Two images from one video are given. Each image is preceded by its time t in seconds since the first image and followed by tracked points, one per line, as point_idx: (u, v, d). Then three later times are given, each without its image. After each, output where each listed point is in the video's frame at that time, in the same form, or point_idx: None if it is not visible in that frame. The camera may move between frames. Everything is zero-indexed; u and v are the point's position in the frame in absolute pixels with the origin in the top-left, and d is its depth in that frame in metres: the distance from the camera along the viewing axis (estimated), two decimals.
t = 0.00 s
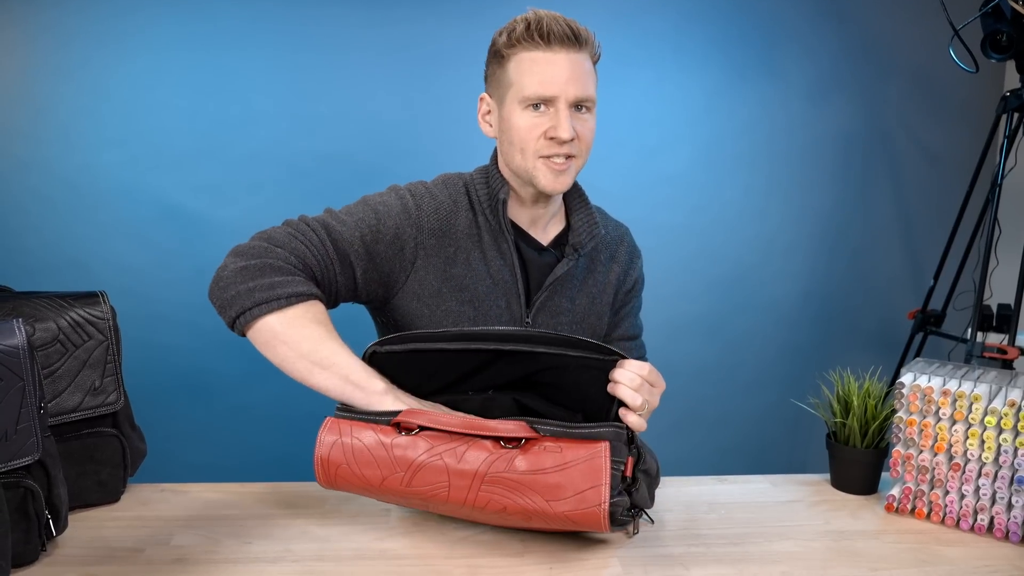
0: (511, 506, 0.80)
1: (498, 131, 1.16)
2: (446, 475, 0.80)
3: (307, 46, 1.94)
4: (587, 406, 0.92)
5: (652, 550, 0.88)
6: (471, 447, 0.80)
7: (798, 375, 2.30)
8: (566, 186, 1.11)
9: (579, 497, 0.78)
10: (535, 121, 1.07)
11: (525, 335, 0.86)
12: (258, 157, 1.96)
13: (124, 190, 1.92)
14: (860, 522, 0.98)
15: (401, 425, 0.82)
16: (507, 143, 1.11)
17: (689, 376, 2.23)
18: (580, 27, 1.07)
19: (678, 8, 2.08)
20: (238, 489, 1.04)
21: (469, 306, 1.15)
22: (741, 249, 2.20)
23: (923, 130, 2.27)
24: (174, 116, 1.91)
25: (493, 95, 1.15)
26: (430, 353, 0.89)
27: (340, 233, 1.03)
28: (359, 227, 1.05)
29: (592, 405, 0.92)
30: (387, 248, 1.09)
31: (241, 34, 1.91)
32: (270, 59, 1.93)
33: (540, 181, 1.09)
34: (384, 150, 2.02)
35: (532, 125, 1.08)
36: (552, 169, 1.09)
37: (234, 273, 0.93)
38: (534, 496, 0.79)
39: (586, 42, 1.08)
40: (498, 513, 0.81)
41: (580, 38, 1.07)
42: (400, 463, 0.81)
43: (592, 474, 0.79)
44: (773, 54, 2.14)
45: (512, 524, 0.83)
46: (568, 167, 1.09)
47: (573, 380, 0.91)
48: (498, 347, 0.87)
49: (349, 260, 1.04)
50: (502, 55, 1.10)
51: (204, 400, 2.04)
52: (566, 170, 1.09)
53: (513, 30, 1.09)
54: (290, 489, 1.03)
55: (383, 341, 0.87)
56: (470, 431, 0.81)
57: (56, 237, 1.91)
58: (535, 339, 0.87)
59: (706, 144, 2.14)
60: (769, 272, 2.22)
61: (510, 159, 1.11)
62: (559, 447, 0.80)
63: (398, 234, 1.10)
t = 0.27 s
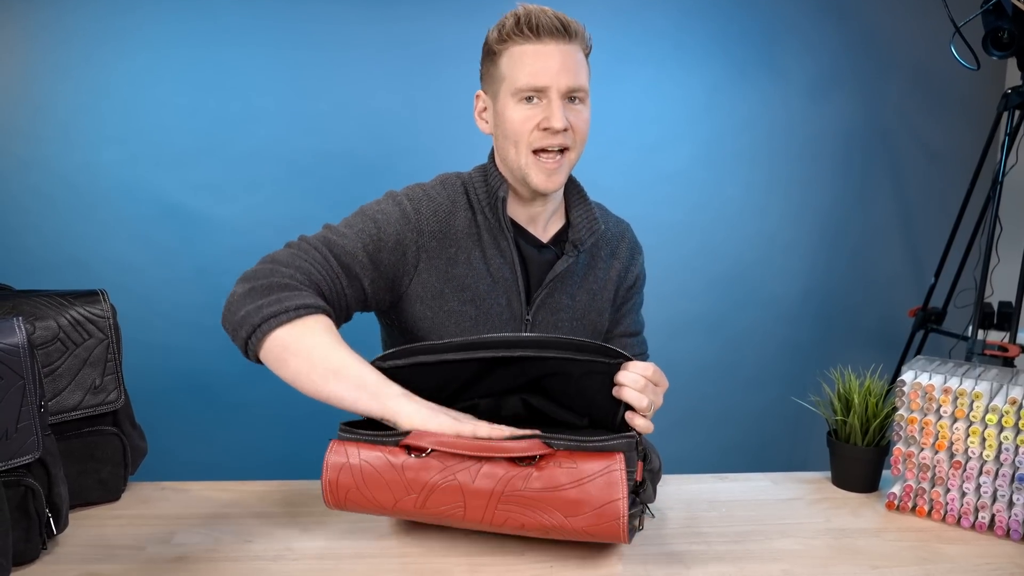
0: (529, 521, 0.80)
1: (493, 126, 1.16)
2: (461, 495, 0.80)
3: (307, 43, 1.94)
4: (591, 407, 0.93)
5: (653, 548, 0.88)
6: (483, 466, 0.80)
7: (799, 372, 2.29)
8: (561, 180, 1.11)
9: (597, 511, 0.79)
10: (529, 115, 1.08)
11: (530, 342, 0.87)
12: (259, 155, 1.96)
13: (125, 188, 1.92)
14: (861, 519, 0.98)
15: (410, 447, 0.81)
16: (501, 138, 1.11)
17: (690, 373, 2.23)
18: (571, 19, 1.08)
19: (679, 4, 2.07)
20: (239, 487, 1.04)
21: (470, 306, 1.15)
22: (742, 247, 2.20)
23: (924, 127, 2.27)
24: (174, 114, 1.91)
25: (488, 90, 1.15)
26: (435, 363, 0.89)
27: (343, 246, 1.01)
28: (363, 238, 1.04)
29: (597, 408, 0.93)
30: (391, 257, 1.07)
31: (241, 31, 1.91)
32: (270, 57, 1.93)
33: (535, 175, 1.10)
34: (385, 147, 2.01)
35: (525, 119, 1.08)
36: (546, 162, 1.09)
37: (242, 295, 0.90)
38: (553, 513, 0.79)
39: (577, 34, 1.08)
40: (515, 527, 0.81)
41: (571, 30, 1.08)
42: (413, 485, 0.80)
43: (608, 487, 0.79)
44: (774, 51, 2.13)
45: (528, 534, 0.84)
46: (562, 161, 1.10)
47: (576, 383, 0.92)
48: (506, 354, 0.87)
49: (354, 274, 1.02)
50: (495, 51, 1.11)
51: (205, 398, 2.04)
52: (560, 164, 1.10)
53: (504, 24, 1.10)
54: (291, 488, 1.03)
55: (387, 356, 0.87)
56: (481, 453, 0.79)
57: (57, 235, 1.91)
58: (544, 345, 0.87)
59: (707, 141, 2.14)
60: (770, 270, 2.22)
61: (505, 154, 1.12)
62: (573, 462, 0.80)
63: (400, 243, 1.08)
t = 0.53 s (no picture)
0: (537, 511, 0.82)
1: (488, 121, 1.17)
2: (473, 486, 0.81)
3: (307, 41, 1.94)
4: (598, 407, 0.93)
5: (655, 545, 0.88)
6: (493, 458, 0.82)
7: (799, 370, 2.29)
8: (552, 173, 1.10)
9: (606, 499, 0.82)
10: (518, 110, 1.08)
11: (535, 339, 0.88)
12: (258, 153, 1.96)
13: (125, 186, 1.92)
14: (861, 517, 0.98)
15: (419, 440, 0.83)
16: (493, 133, 1.12)
17: (690, 371, 2.24)
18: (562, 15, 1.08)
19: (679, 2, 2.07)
20: (241, 485, 1.04)
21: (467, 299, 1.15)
22: (742, 244, 2.19)
23: (925, 125, 2.26)
24: (174, 112, 1.91)
25: (483, 86, 1.16)
26: (442, 370, 0.88)
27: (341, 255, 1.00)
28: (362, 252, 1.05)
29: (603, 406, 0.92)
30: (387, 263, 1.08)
31: (241, 29, 1.91)
32: (271, 55, 1.93)
33: (525, 169, 1.10)
34: (385, 145, 2.01)
35: (515, 113, 1.08)
36: (535, 156, 1.09)
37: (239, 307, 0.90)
38: (562, 501, 0.81)
39: (568, 31, 1.09)
40: (525, 518, 0.83)
41: (562, 27, 1.08)
42: (425, 475, 0.82)
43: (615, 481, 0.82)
44: (775, 48, 2.13)
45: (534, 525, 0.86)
46: (552, 155, 1.09)
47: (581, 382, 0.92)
48: (516, 348, 0.86)
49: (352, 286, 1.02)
50: (488, 47, 1.11)
51: (206, 396, 2.04)
52: (550, 158, 1.09)
53: (497, 21, 1.10)
54: (292, 486, 1.04)
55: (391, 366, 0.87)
56: (491, 442, 0.82)
57: (57, 234, 1.91)
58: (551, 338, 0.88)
59: (707, 138, 2.14)
60: (770, 267, 2.22)
61: (497, 148, 1.12)
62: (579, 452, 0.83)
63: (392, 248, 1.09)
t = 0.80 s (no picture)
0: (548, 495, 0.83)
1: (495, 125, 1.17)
2: (487, 468, 0.83)
3: (308, 39, 1.94)
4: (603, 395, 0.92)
5: (656, 543, 0.89)
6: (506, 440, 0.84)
7: (800, 369, 2.30)
8: (556, 178, 1.11)
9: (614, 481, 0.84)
10: (523, 116, 1.08)
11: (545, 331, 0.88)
12: (259, 151, 1.96)
13: (126, 184, 1.92)
14: (861, 515, 0.98)
15: (431, 428, 0.84)
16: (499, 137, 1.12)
17: (691, 369, 2.24)
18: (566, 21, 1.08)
19: None
20: (242, 483, 1.04)
21: (469, 293, 1.16)
22: (743, 243, 2.19)
23: (926, 123, 2.26)
24: (174, 110, 1.91)
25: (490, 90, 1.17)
26: (450, 362, 0.88)
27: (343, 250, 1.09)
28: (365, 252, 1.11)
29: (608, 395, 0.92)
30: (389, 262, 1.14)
31: (242, 27, 1.91)
32: (272, 52, 1.93)
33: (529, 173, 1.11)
34: (386, 143, 2.01)
35: (519, 119, 1.08)
36: (539, 161, 1.10)
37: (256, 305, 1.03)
38: (575, 485, 0.83)
39: (572, 37, 1.08)
40: (536, 504, 0.84)
41: (566, 33, 1.08)
42: (438, 459, 0.84)
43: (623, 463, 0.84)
44: (776, 46, 2.13)
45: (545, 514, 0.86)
46: (556, 161, 1.10)
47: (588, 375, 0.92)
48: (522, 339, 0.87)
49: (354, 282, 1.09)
50: (494, 53, 1.12)
51: (206, 394, 2.04)
52: (554, 163, 1.10)
53: (501, 28, 1.10)
54: (293, 484, 1.04)
55: (399, 360, 0.87)
56: (502, 428, 0.84)
57: (58, 232, 1.91)
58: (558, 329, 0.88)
59: (708, 137, 2.14)
60: (771, 266, 2.22)
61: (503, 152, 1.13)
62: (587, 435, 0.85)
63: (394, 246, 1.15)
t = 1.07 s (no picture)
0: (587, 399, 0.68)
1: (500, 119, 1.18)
2: (508, 371, 0.68)
3: (308, 38, 1.94)
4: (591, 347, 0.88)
5: (656, 540, 0.89)
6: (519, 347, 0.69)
7: (801, 367, 2.30)
8: (564, 162, 1.11)
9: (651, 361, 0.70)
10: (529, 102, 1.08)
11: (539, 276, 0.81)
12: (260, 150, 1.96)
13: (127, 184, 1.92)
14: (862, 513, 0.98)
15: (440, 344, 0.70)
16: (507, 126, 1.13)
17: (692, 368, 2.24)
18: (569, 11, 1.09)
19: None
20: (244, 481, 1.04)
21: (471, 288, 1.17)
22: (743, 241, 2.20)
23: (926, 122, 2.26)
24: (175, 109, 1.91)
25: (496, 82, 1.17)
26: (436, 317, 0.81)
27: (353, 264, 1.14)
28: (374, 262, 1.14)
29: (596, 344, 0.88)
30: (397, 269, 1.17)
31: (242, 26, 1.91)
32: (272, 51, 1.93)
33: (538, 159, 1.10)
34: (386, 142, 2.01)
35: (526, 106, 1.09)
36: (547, 146, 1.09)
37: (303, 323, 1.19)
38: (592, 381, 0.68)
39: (575, 26, 1.09)
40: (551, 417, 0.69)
41: (569, 22, 1.08)
42: (450, 379, 0.68)
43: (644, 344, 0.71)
44: (776, 44, 2.13)
45: (591, 433, 0.71)
46: (564, 145, 1.10)
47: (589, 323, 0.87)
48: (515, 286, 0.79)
49: (365, 293, 1.13)
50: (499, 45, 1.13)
51: (208, 393, 2.05)
52: (562, 147, 1.09)
53: (507, 20, 1.11)
54: (295, 481, 1.04)
55: (409, 309, 0.81)
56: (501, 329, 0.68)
57: (59, 231, 1.91)
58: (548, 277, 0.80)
59: (709, 135, 2.14)
60: (772, 264, 2.22)
61: (511, 140, 1.13)
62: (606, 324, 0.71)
63: (398, 252, 1.17)
